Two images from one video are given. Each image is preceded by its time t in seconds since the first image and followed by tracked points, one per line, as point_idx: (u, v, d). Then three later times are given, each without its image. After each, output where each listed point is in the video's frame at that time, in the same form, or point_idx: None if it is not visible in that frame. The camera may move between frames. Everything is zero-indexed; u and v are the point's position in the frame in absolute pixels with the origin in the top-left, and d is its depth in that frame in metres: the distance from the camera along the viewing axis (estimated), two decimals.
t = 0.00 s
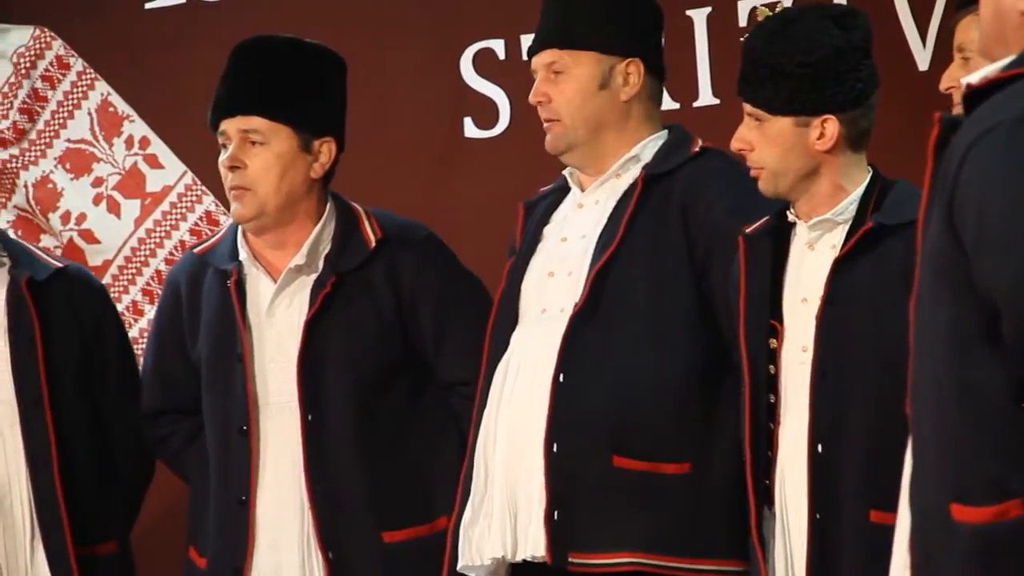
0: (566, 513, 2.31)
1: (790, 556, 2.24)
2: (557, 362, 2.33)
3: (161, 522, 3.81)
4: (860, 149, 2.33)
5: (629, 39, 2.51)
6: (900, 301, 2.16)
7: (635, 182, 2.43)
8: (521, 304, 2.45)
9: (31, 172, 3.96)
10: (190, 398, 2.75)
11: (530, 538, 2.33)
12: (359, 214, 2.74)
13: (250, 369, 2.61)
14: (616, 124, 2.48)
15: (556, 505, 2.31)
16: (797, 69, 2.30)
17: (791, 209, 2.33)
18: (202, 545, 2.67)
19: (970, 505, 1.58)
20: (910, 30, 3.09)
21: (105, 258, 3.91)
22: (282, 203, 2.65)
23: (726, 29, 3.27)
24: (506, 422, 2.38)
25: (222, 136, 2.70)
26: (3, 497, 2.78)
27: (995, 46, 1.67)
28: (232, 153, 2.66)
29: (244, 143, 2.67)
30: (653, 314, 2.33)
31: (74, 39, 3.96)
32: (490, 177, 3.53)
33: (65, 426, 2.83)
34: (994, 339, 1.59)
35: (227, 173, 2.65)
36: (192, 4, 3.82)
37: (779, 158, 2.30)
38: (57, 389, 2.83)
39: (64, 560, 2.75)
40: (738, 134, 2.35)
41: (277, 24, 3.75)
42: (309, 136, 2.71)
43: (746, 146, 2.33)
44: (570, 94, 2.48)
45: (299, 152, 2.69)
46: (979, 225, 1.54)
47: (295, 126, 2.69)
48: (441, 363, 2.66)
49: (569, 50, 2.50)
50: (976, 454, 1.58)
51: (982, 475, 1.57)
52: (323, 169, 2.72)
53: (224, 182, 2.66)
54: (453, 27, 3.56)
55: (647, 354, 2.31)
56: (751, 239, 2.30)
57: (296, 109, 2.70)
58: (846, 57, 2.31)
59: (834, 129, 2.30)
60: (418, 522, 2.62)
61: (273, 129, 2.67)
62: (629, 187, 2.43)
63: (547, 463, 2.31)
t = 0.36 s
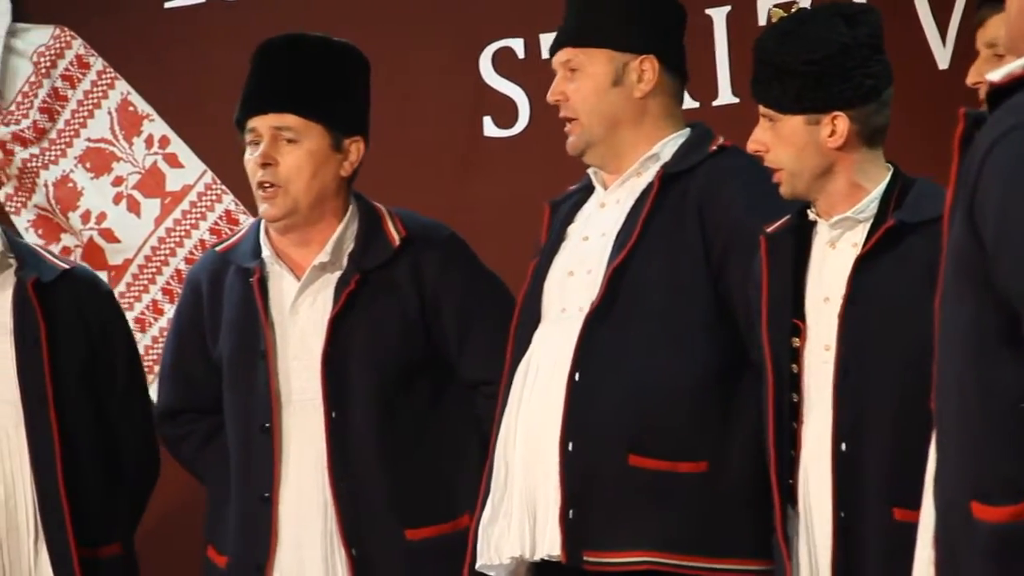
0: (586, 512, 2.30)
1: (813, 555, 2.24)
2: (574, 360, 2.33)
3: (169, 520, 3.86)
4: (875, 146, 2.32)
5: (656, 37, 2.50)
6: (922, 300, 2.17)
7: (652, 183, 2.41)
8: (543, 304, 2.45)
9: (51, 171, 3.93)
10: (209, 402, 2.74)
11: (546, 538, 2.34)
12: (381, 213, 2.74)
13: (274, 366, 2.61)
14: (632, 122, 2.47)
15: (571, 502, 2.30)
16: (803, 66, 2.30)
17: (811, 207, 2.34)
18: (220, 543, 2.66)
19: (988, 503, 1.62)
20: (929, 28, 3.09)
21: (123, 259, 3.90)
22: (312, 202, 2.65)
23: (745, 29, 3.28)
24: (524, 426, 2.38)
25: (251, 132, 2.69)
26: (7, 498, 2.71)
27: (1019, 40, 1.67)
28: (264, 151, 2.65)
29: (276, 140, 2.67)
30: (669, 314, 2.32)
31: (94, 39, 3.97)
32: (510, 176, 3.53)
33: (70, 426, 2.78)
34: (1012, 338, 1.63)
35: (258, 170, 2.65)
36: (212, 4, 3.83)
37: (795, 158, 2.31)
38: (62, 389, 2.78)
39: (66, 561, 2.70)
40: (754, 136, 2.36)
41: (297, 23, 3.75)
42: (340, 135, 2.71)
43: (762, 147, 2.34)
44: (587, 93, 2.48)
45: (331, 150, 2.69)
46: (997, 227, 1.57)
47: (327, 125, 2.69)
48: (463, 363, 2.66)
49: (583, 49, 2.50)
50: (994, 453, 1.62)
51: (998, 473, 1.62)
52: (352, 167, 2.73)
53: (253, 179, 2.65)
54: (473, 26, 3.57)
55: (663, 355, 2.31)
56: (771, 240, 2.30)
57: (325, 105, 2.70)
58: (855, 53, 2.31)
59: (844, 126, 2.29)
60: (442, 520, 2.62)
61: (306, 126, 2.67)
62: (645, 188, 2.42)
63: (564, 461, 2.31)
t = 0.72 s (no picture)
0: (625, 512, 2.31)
1: (858, 549, 2.24)
2: (609, 359, 2.34)
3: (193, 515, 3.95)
4: (910, 139, 2.32)
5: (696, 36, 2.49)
6: (959, 295, 2.17)
7: (687, 181, 2.41)
8: (585, 300, 2.45)
9: (87, 170, 3.95)
10: (246, 402, 2.73)
11: (585, 535, 2.34)
12: (419, 213, 2.74)
13: (315, 365, 2.60)
14: (668, 119, 2.47)
15: (607, 503, 2.32)
16: (834, 61, 2.30)
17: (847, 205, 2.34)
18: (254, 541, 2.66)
19: None
20: (965, 28, 3.13)
21: (157, 258, 3.89)
22: (357, 199, 2.65)
23: (779, 28, 3.28)
24: (564, 424, 2.38)
25: (294, 130, 2.69)
26: (19, 497, 2.80)
27: None
28: (311, 147, 2.65)
29: (323, 137, 2.67)
30: (703, 315, 2.32)
31: (129, 38, 3.98)
32: (547, 174, 3.53)
33: (80, 427, 2.85)
34: None
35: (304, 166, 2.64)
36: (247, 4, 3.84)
37: (829, 154, 2.30)
38: (73, 388, 2.85)
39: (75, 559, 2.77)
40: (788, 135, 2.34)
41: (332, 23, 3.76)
42: (383, 131, 2.71)
43: (796, 146, 2.33)
44: (623, 91, 2.48)
45: (377, 149, 2.69)
46: None
47: (375, 124, 2.69)
48: (503, 361, 2.67)
49: (618, 48, 2.50)
50: None
51: None
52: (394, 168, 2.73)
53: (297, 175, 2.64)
54: (506, 25, 3.56)
55: (700, 362, 2.30)
56: (808, 240, 2.31)
57: (365, 101, 2.69)
58: (886, 48, 2.29)
59: (879, 120, 2.29)
60: (485, 516, 2.63)
61: (353, 124, 2.67)
62: (680, 188, 2.42)
63: (599, 458, 2.32)
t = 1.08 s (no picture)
0: (655, 510, 2.32)
1: (899, 548, 2.21)
2: (637, 357, 2.35)
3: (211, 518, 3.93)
4: (937, 139, 2.28)
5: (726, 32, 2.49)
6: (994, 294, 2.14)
7: (716, 180, 2.41)
8: (615, 301, 2.45)
9: (112, 170, 3.95)
10: (276, 401, 2.73)
11: (614, 532, 2.35)
12: (448, 211, 2.75)
13: (346, 365, 2.60)
14: (699, 118, 2.46)
15: (635, 502, 2.33)
16: (861, 62, 2.27)
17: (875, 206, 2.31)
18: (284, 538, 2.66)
19: None
20: (991, 27, 3.12)
21: (183, 258, 3.88)
22: (391, 199, 2.65)
23: (805, 27, 3.28)
24: (593, 422, 2.39)
25: (326, 128, 2.67)
26: (16, 504, 2.82)
27: None
28: (347, 147, 2.63)
29: (357, 136, 2.65)
30: (730, 312, 2.33)
31: (154, 37, 3.98)
32: (575, 172, 3.53)
33: (79, 433, 2.88)
34: None
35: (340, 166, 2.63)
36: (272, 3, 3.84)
37: (855, 156, 2.27)
38: (73, 396, 2.87)
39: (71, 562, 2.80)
40: (813, 137, 2.32)
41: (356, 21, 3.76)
42: (417, 130, 2.70)
43: (822, 148, 2.31)
44: (652, 92, 2.47)
45: (409, 147, 2.69)
46: None
47: (407, 122, 2.69)
48: (535, 359, 2.67)
49: (649, 47, 2.50)
50: None
51: None
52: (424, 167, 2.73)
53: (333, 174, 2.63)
54: (531, 24, 3.56)
55: (732, 359, 2.30)
56: (837, 242, 2.28)
57: (395, 98, 2.68)
58: (915, 45, 2.27)
59: (906, 120, 2.26)
60: (518, 514, 2.63)
61: (387, 123, 2.66)
62: (710, 186, 2.42)
63: (628, 459, 2.33)
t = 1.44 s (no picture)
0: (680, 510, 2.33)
1: (935, 547, 2.19)
2: (662, 358, 2.35)
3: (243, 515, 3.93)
4: (965, 140, 2.26)
5: (755, 33, 2.48)
6: None
7: (741, 182, 2.41)
8: (642, 303, 2.45)
9: (137, 170, 3.94)
10: (302, 402, 2.72)
11: (639, 533, 2.36)
12: (477, 210, 2.75)
13: (379, 365, 2.60)
14: (725, 119, 2.46)
15: (660, 504, 2.33)
16: (891, 62, 2.25)
17: (904, 208, 2.28)
18: (316, 537, 2.66)
19: None
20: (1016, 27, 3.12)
21: (209, 257, 3.88)
22: (425, 200, 2.65)
23: (831, 28, 3.28)
24: (619, 421, 2.40)
25: (361, 126, 2.66)
26: (25, 503, 2.81)
27: None
28: (384, 146, 2.62)
29: (393, 135, 2.64)
30: (756, 312, 2.33)
31: (180, 38, 3.98)
32: (602, 172, 3.53)
33: (85, 431, 2.85)
34: None
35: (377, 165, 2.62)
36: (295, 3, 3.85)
37: (883, 157, 2.26)
38: (83, 400, 2.85)
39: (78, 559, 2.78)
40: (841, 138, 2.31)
41: (381, 23, 3.77)
42: (450, 131, 2.70)
43: (849, 149, 2.29)
44: (678, 93, 2.47)
45: (442, 148, 2.68)
46: None
47: (440, 123, 2.68)
48: (565, 358, 2.67)
49: (675, 49, 2.49)
50: None
51: None
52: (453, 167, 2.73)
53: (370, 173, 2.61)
54: (555, 24, 3.56)
55: (755, 356, 2.31)
56: (866, 244, 2.27)
57: (426, 98, 2.67)
58: (943, 47, 2.25)
59: (935, 120, 2.24)
60: (550, 513, 2.63)
61: (422, 123, 2.66)
62: (736, 188, 2.41)
63: (653, 462, 2.33)
